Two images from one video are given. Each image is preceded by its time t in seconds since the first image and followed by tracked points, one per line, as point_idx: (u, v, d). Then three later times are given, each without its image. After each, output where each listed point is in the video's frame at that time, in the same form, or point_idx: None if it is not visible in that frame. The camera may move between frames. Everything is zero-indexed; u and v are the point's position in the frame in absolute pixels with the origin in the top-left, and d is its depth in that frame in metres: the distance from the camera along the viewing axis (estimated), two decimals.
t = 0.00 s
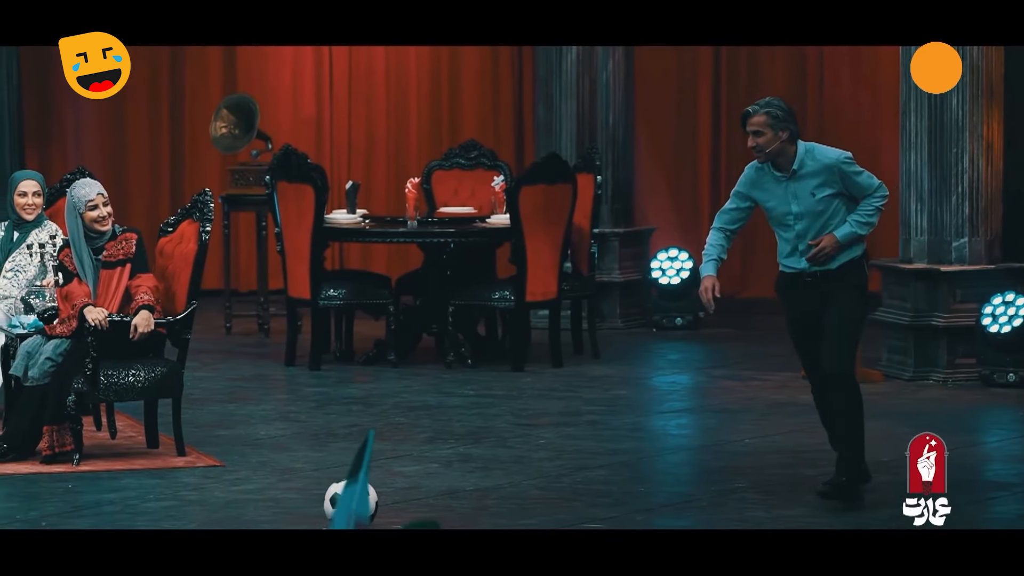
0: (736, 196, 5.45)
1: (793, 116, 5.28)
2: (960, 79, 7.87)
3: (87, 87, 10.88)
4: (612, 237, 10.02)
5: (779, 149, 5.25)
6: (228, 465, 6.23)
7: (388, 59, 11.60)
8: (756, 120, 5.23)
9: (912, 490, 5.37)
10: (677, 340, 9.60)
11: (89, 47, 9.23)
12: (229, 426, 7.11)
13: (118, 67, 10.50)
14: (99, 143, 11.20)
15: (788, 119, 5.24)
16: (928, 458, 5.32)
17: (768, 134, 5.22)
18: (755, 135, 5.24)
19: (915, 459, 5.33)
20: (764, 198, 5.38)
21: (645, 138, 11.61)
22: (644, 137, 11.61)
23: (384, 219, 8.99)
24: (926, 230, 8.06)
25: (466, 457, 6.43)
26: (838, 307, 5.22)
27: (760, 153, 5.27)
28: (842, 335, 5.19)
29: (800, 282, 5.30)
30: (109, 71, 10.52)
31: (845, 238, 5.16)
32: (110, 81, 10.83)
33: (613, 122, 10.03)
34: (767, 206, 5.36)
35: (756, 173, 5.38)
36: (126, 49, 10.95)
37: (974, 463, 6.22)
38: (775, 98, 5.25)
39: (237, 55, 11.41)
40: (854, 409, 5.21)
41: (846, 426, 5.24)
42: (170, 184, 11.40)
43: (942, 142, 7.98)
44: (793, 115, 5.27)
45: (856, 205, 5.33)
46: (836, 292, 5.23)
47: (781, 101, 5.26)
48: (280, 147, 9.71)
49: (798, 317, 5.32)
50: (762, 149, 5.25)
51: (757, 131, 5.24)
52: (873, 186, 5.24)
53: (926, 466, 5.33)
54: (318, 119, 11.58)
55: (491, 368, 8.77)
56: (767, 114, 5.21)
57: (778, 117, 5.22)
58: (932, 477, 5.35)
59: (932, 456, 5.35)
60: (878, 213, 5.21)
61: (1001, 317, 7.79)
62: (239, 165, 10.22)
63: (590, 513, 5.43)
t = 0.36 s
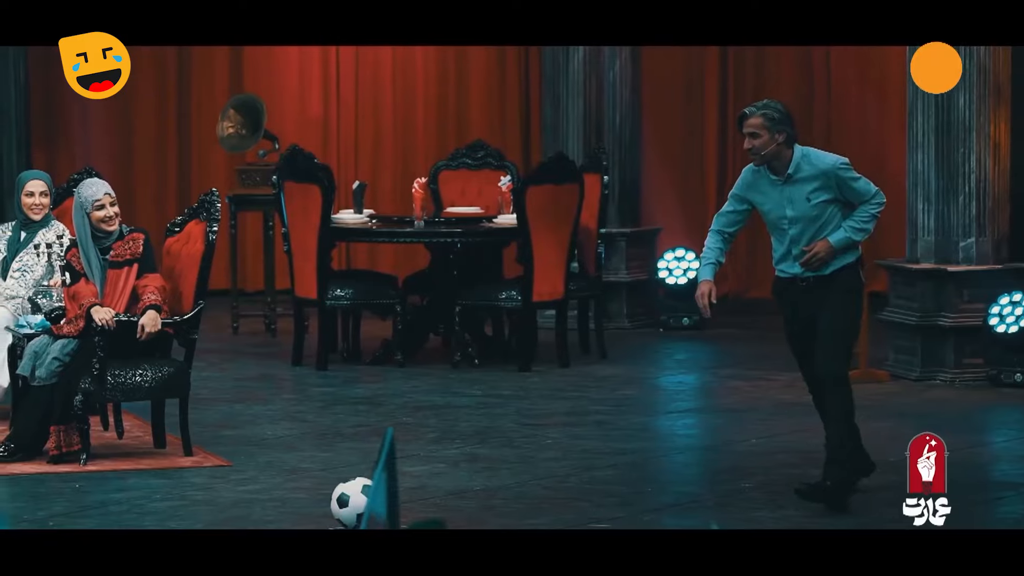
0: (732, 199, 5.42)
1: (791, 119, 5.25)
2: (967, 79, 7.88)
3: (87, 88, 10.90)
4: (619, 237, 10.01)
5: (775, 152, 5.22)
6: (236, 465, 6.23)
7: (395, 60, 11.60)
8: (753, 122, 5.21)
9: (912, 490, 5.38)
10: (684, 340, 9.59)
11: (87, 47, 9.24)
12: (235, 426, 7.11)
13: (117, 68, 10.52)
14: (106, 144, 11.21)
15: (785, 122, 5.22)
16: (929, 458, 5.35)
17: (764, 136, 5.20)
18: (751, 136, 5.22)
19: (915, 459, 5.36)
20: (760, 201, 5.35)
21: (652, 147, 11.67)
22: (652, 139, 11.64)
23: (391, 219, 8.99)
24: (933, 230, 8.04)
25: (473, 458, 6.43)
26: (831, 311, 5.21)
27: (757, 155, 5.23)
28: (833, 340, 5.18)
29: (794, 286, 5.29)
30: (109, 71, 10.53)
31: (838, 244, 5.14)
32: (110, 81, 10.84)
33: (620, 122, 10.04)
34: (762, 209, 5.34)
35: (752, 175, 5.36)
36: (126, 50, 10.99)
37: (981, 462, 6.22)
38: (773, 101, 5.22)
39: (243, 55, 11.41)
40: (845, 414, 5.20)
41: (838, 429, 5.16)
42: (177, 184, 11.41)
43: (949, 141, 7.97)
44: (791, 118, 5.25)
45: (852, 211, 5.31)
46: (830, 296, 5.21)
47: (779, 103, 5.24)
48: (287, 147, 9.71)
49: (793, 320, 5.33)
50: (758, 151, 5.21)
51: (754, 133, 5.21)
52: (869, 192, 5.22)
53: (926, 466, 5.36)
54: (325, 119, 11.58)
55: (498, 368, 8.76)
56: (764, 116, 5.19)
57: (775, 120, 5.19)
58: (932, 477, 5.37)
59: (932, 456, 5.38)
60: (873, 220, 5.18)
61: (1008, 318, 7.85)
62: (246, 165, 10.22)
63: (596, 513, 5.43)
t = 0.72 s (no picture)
0: (731, 201, 5.33)
1: (790, 125, 5.16)
2: (976, 80, 7.86)
3: (87, 87, 10.81)
4: (628, 237, 10.00)
5: (773, 158, 5.12)
6: (244, 465, 6.23)
7: (404, 60, 11.61)
8: (751, 125, 5.12)
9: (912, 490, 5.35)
10: (692, 340, 9.58)
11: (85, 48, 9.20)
12: (244, 426, 7.12)
13: (119, 67, 10.45)
14: (116, 143, 11.23)
15: (784, 128, 5.12)
16: (929, 458, 5.31)
17: (762, 142, 5.10)
18: (748, 140, 5.13)
19: (915, 459, 5.32)
20: (757, 206, 5.27)
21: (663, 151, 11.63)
22: (659, 138, 11.60)
23: (400, 219, 8.98)
24: (942, 230, 8.04)
25: (481, 457, 6.42)
26: (824, 316, 5.13)
27: (753, 160, 5.13)
28: (827, 343, 5.10)
29: (787, 294, 5.22)
30: (109, 71, 10.47)
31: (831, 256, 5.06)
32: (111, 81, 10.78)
33: (628, 123, 10.03)
34: (759, 214, 5.26)
35: (750, 179, 5.27)
36: (126, 48, 10.89)
37: (989, 463, 6.20)
38: (772, 105, 5.13)
39: (253, 55, 11.43)
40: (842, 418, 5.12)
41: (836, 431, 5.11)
42: (186, 183, 11.41)
43: (957, 141, 7.97)
44: (789, 124, 5.15)
45: (849, 223, 5.22)
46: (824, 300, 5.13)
47: (779, 108, 5.14)
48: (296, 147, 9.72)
49: (786, 326, 5.25)
50: (755, 155, 5.12)
51: (751, 138, 5.12)
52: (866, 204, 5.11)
53: (926, 466, 5.32)
54: (334, 119, 11.59)
55: (507, 367, 8.76)
56: (763, 120, 5.10)
57: (773, 125, 5.11)
58: (932, 477, 5.34)
59: (932, 455, 5.33)
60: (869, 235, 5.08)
61: (1018, 318, 7.80)
62: (254, 164, 10.23)
63: (604, 512, 5.42)
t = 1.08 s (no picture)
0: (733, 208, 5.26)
1: (790, 134, 5.08)
2: (987, 80, 7.85)
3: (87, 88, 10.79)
4: (638, 237, 10.00)
5: (769, 165, 5.06)
6: (255, 465, 6.24)
7: (415, 61, 11.61)
8: (747, 132, 5.05)
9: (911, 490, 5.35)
10: (703, 340, 9.58)
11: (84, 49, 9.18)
12: (256, 425, 7.13)
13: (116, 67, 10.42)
14: (127, 143, 11.24)
15: (781, 136, 5.05)
16: (929, 458, 5.30)
17: (758, 148, 5.03)
18: (744, 147, 5.06)
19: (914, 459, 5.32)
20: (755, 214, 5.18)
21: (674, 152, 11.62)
22: (669, 139, 11.58)
23: (410, 219, 8.98)
24: (953, 230, 8.01)
25: (492, 458, 6.42)
26: (818, 326, 5.02)
27: (748, 167, 5.07)
28: (818, 355, 5.01)
29: (779, 305, 5.13)
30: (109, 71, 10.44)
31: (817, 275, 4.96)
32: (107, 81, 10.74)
33: (639, 123, 10.03)
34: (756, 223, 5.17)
35: (749, 187, 5.20)
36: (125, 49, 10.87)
37: (999, 463, 6.19)
38: (771, 113, 5.07)
39: (264, 55, 11.44)
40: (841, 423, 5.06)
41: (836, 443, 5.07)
42: (197, 182, 11.42)
43: (968, 141, 7.95)
44: (788, 133, 5.08)
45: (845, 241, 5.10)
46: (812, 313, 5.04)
47: (778, 116, 5.07)
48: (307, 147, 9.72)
49: (775, 334, 5.12)
50: (750, 163, 5.06)
51: (748, 144, 5.05)
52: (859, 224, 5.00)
53: (926, 466, 5.32)
54: (344, 119, 11.60)
55: (517, 367, 8.75)
56: (759, 127, 5.03)
57: (771, 132, 5.04)
58: (932, 477, 5.33)
59: (932, 455, 5.33)
60: (857, 256, 4.96)
61: None
62: (265, 164, 10.24)
63: (614, 513, 5.42)
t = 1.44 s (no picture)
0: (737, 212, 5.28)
1: (779, 137, 5.06)
2: (999, 80, 7.85)
3: (87, 88, 10.77)
4: (650, 237, 10.00)
5: (755, 167, 5.06)
6: (266, 464, 6.24)
7: (426, 61, 11.61)
8: (734, 134, 5.07)
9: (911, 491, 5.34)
10: (715, 340, 9.57)
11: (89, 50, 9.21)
12: (268, 425, 7.13)
13: (116, 67, 10.40)
14: (138, 142, 11.25)
15: (768, 139, 5.04)
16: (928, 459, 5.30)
17: (743, 149, 5.05)
18: (732, 148, 5.07)
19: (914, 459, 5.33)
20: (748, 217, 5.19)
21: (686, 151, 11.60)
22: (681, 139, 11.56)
23: (422, 219, 8.98)
24: (964, 230, 7.99)
25: (503, 458, 6.42)
26: (810, 334, 5.02)
27: (736, 168, 5.08)
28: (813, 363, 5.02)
29: (768, 306, 5.11)
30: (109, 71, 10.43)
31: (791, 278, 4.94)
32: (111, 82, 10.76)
33: (650, 123, 10.02)
34: (749, 225, 5.17)
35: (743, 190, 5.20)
36: (126, 49, 10.85)
37: (1011, 462, 6.18)
38: (759, 114, 5.06)
39: (276, 55, 11.45)
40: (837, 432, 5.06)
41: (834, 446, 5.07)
42: (209, 183, 11.43)
43: (980, 142, 7.93)
44: (777, 136, 5.06)
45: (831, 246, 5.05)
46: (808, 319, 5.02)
47: (767, 118, 5.06)
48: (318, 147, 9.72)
49: (767, 340, 5.11)
50: (738, 164, 5.07)
51: (735, 146, 5.07)
52: (837, 229, 4.94)
53: (926, 466, 5.31)
54: (356, 119, 11.60)
55: (528, 367, 8.75)
56: (745, 129, 5.03)
57: (756, 134, 5.03)
58: (932, 477, 5.32)
59: (932, 456, 5.31)
60: (832, 263, 4.91)
61: None
62: (277, 165, 10.25)
63: (625, 512, 5.42)
